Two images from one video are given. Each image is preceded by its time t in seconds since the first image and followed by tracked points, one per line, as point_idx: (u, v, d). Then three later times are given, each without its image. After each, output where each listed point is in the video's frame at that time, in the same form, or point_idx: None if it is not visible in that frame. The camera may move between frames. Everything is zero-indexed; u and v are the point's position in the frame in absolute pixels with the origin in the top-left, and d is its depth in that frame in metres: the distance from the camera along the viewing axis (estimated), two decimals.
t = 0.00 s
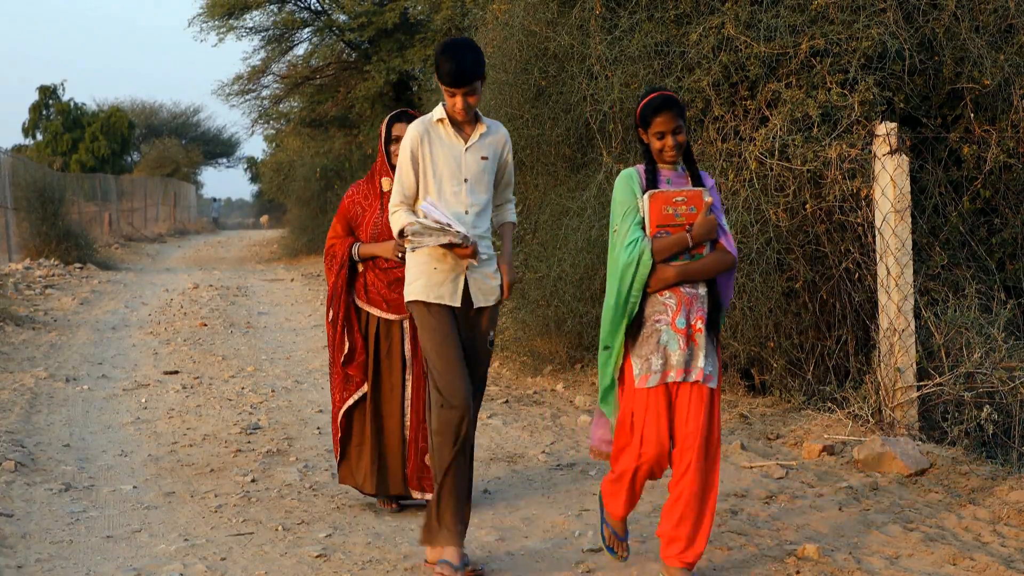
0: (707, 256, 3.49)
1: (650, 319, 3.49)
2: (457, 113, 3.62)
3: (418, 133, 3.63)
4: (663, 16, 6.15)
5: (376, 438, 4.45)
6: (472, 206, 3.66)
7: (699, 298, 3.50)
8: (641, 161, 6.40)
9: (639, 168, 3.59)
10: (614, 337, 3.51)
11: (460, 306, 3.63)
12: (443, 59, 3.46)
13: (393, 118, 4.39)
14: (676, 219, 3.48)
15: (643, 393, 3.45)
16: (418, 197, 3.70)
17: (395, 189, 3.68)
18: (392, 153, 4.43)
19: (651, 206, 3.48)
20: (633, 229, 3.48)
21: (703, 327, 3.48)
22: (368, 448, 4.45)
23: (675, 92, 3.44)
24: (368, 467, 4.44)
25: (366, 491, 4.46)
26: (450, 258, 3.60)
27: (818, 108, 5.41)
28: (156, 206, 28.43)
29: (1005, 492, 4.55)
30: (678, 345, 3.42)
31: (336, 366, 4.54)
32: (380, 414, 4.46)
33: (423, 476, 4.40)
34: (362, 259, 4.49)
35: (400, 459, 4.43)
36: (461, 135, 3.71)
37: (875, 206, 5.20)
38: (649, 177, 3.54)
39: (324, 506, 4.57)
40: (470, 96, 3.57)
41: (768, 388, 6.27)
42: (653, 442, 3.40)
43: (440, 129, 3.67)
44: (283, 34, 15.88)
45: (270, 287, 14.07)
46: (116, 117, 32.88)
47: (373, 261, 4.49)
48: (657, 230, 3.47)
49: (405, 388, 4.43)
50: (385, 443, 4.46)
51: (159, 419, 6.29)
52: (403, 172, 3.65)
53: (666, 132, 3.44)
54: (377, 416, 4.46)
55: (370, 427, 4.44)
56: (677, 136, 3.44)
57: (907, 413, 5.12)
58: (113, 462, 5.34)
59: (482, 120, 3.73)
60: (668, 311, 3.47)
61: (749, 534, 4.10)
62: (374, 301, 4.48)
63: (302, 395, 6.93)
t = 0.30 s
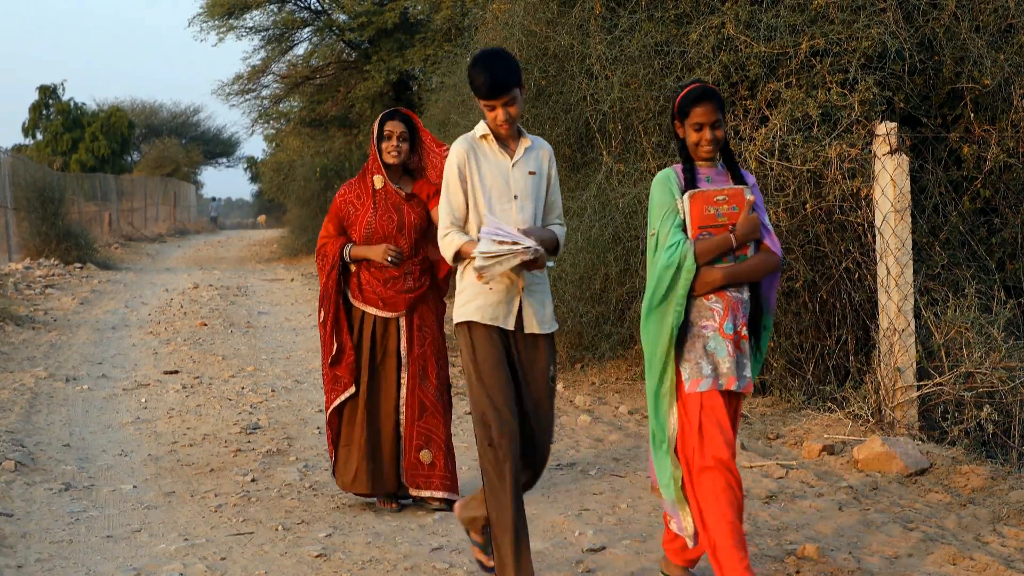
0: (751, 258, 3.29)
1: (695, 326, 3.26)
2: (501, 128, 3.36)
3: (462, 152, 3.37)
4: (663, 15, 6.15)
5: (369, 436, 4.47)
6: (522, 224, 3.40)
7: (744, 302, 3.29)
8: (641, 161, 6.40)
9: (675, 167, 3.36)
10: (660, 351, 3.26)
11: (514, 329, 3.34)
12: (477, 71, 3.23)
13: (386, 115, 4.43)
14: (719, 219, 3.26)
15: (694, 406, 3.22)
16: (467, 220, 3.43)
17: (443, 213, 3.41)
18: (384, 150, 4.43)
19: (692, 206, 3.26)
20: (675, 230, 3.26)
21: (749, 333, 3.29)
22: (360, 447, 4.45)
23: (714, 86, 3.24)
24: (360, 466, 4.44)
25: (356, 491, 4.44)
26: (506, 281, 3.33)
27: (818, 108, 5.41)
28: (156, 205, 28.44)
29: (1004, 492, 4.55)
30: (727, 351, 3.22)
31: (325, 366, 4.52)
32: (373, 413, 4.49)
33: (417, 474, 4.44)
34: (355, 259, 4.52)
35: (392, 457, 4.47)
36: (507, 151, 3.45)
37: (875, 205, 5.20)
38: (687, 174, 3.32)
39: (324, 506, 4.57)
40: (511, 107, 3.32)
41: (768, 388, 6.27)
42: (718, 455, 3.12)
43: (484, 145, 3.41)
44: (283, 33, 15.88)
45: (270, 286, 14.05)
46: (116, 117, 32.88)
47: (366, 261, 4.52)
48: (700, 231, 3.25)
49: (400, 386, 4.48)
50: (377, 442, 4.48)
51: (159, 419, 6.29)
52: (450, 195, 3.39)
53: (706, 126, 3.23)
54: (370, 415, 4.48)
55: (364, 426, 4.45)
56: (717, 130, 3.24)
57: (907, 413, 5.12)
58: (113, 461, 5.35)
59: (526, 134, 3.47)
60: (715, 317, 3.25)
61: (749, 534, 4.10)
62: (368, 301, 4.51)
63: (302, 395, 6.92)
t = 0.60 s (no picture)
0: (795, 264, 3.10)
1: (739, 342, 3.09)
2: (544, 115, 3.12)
3: (501, 137, 3.15)
4: (663, 16, 6.15)
5: (371, 436, 4.46)
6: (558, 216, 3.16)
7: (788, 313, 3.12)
8: (642, 161, 6.41)
9: (711, 175, 3.20)
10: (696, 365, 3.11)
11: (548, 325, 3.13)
12: (518, 57, 3.01)
13: (380, 115, 4.43)
14: (758, 226, 3.09)
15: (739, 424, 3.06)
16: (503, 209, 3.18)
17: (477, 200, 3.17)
18: (382, 150, 4.44)
19: (729, 214, 3.10)
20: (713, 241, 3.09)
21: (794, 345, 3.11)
22: (362, 446, 4.46)
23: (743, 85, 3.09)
24: (362, 465, 4.44)
25: (356, 490, 4.44)
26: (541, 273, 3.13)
27: (818, 109, 5.41)
28: (156, 206, 28.41)
29: (1004, 492, 4.55)
30: (769, 364, 3.04)
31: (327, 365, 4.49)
32: (375, 413, 4.48)
33: (417, 475, 4.43)
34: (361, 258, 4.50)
35: (393, 457, 4.47)
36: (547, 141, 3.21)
37: (875, 205, 5.19)
38: (723, 181, 3.16)
39: (324, 506, 4.57)
40: (555, 95, 3.08)
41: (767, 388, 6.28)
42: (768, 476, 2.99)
43: (524, 133, 3.18)
44: (283, 34, 15.87)
45: (270, 287, 14.05)
46: (116, 117, 32.89)
47: (371, 261, 4.52)
48: (739, 241, 3.08)
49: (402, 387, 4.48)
50: (378, 442, 4.47)
51: (160, 419, 6.29)
52: (487, 179, 3.15)
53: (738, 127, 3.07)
54: (373, 415, 4.48)
55: (365, 425, 4.46)
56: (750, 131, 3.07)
57: (907, 413, 5.12)
58: (113, 462, 5.35)
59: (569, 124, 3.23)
60: (757, 330, 3.08)
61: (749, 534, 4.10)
62: (372, 301, 4.49)
63: (302, 395, 6.92)
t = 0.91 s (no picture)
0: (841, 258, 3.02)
1: (774, 335, 3.06)
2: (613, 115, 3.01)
3: (567, 136, 3.06)
4: (663, 16, 6.15)
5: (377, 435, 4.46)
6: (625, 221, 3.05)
7: (835, 309, 3.02)
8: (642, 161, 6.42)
9: (760, 164, 3.16)
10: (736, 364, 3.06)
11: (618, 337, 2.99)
12: (592, 52, 2.91)
13: (377, 117, 4.43)
14: (801, 218, 3.06)
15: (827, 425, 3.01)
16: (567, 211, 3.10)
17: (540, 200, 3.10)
18: (382, 151, 4.45)
19: (769, 205, 3.07)
20: (753, 235, 3.08)
21: (843, 343, 3.00)
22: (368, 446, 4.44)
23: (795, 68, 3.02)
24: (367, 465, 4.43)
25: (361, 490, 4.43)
26: (606, 282, 2.99)
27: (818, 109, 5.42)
28: (156, 206, 28.41)
29: (1004, 492, 4.56)
30: (810, 364, 2.98)
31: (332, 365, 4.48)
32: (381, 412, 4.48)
33: (421, 474, 4.44)
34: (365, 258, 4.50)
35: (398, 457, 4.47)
36: (617, 143, 3.11)
37: (875, 205, 5.20)
38: (770, 169, 3.11)
39: (324, 506, 4.57)
40: (627, 95, 2.97)
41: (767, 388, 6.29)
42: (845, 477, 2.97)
43: (592, 134, 3.08)
44: (283, 34, 15.87)
45: (270, 287, 14.05)
46: (116, 117, 32.89)
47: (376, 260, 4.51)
48: (780, 234, 3.06)
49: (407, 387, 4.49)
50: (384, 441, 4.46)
51: (160, 419, 6.29)
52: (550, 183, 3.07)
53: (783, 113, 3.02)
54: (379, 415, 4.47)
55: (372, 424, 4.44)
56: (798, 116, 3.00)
57: (907, 413, 5.11)
58: (113, 462, 5.35)
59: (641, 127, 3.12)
60: (798, 326, 3.03)
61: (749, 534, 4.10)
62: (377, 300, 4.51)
63: (302, 396, 6.92)
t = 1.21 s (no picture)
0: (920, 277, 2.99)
1: (848, 359, 3.04)
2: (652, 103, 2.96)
3: (603, 131, 3.01)
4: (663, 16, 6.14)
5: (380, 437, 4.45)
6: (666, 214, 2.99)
7: (914, 331, 2.99)
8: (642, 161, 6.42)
9: (834, 178, 3.15)
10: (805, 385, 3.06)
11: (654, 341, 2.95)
12: (631, 36, 2.86)
13: (384, 116, 4.44)
14: (876, 235, 3.03)
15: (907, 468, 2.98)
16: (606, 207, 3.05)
17: (577, 196, 3.05)
18: (386, 151, 4.46)
19: (843, 221, 3.05)
20: (825, 253, 3.06)
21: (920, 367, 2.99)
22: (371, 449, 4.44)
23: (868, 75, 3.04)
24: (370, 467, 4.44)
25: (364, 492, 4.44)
26: (645, 282, 2.94)
27: (818, 109, 5.41)
28: (156, 206, 28.41)
29: (1004, 492, 4.56)
30: (888, 391, 2.97)
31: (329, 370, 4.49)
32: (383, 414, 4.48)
33: (423, 476, 4.43)
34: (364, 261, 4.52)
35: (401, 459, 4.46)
36: (657, 134, 3.04)
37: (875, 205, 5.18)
38: (845, 187, 3.11)
39: (324, 506, 4.57)
40: (666, 79, 2.92)
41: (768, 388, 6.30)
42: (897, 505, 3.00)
43: (631, 125, 3.03)
44: (283, 34, 15.87)
45: (270, 287, 14.05)
46: (116, 117, 32.89)
47: (376, 262, 4.53)
48: (854, 252, 3.03)
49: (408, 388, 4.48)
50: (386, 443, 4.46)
51: (160, 419, 6.29)
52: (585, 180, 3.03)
53: (855, 121, 3.03)
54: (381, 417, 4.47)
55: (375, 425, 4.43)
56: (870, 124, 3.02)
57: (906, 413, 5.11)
58: (113, 462, 5.36)
59: (684, 112, 3.05)
60: (874, 349, 3.01)
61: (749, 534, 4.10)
62: (375, 301, 4.51)
63: (301, 396, 6.92)
